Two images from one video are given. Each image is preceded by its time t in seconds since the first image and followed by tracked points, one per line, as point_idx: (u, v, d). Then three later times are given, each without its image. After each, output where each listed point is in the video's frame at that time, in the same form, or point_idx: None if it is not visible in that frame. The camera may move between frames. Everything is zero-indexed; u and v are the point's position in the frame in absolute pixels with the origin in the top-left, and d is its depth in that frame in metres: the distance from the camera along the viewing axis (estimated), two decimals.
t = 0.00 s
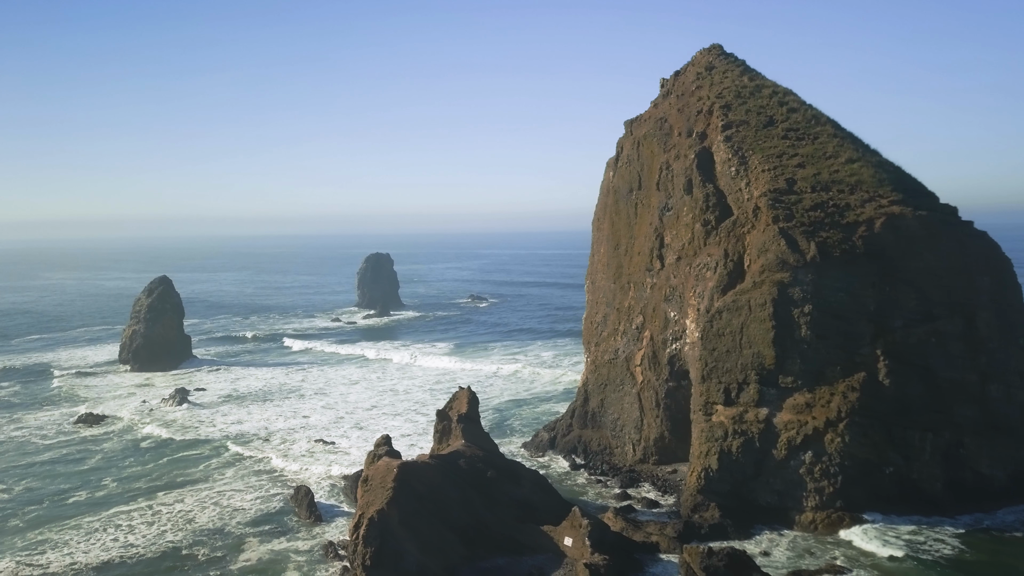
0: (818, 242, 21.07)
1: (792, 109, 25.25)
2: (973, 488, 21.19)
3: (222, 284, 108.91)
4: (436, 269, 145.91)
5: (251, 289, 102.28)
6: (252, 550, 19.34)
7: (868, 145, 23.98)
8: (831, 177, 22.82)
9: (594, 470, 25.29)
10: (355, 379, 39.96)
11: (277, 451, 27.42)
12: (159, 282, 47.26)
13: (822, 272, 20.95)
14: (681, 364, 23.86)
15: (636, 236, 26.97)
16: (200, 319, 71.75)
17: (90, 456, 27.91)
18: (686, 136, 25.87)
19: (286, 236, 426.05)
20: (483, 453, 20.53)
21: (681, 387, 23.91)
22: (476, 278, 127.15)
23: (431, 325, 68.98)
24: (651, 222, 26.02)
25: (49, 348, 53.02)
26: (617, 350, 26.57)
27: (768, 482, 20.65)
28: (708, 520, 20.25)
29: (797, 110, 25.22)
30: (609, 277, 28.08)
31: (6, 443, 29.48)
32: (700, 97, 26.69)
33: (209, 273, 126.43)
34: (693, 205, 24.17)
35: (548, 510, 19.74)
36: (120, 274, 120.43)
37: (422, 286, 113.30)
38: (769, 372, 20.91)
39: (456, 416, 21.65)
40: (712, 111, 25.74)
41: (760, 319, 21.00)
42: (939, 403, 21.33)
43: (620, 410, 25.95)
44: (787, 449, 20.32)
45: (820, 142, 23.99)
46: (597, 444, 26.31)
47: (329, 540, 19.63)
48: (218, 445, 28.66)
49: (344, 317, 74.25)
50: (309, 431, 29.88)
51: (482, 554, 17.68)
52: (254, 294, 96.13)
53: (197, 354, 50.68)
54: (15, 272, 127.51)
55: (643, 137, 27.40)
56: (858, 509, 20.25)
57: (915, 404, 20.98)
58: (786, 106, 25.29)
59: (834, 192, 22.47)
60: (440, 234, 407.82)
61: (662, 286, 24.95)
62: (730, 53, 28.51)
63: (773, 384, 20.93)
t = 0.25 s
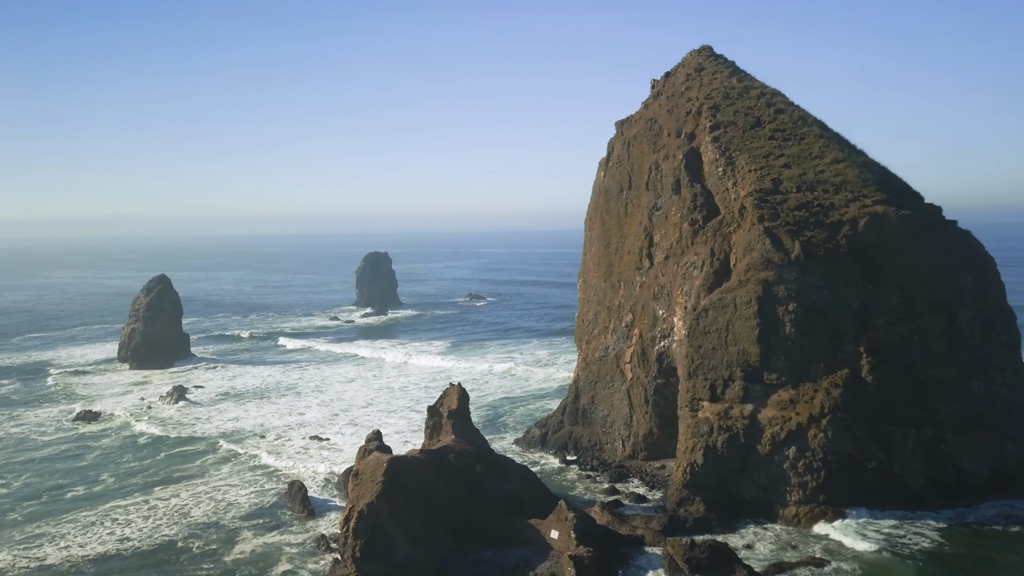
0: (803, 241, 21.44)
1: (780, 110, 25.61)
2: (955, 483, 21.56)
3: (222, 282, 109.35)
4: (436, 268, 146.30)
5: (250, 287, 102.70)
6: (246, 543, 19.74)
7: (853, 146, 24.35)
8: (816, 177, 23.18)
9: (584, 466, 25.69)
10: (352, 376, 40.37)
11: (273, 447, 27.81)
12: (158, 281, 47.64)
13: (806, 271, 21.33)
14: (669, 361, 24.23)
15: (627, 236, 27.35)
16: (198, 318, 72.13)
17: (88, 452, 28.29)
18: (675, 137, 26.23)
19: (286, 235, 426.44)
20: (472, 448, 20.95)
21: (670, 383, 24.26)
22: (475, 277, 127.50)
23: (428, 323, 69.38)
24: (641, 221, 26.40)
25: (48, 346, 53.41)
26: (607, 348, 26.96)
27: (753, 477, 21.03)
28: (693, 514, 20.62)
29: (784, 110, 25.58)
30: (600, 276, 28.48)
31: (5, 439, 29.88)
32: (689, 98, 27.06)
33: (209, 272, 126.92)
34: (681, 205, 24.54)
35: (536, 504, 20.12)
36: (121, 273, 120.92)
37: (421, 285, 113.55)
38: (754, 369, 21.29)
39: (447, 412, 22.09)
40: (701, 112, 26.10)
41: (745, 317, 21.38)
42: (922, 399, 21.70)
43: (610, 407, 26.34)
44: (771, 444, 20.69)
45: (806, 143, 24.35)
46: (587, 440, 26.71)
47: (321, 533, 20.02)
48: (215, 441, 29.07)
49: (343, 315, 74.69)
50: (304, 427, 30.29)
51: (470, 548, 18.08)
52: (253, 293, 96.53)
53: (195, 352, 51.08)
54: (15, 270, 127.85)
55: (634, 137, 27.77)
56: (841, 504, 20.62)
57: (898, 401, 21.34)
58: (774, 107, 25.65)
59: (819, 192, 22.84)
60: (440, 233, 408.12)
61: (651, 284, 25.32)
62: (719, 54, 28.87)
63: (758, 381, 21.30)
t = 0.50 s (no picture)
0: (788, 240, 21.79)
1: (767, 111, 25.95)
2: (938, 478, 21.93)
3: (222, 282, 109.77)
4: (436, 267, 146.71)
5: (250, 287, 103.14)
6: (240, 536, 20.13)
7: (839, 146, 24.70)
8: (802, 177, 23.54)
9: (574, 462, 26.07)
10: (348, 375, 40.76)
11: (268, 443, 28.21)
12: (157, 280, 48.03)
13: (790, 270, 21.69)
14: (657, 359, 24.59)
15: (617, 235, 27.72)
16: (198, 317, 72.57)
17: (87, 448, 28.69)
18: (664, 137, 26.59)
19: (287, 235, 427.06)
20: (462, 444, 21.33)
21: (658, 381, 24.63)
22: (475, 276, 127.84)
23: (426, 322, 69.77)
24: (631, 221, 26.77)
25: (49, 345, 53.84)
26: (598, 346, 27.34)
27: (738, 472, 21.40)
28: (679, 509, 20.97)
29: (771, 111, 25.93)
30: (592, 275, 28.86)
31: (5, 436, 30.29)
32: (679, 99, 27.42)
33: (209, 271, 127.40)
34: (669, 205, 24.90)
35: (524, 498, 20.51)
36: (122, 272, 121.40)
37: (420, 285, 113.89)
38: (739, 366, 21.64)
39: (438, 408, 22.49)
40: (690, 113, 26.45)
41: (731, 315, 21.73)
42: (905, 396, 22.05)
43: (600, 404, 26.73)
44: (756, 440, 21.06)
45: (793, 143, 24.70)
46: (578, 436, 27.08)
47: (313, 527, 20.40)
48: (212, 438, 29.46)
49: (342, 314, 75.14)
50: (300, 424, 30.67)
51: (459, 540, 18.44)
52: (253, 292, 96.94)
53: (194, 350, 51.50)
54: (16, 269, 128.33)
55: (624, 138, 28.14)
56: (824, 499, 20.99)
57: (881, 397, 21.70)
58: (762, 108, 26.00)
59: (804, 192, 23.19)
60: (441, 232, 408.52)
61: (641, 283, 25.69)
62: (709, 56, 29.23)
63: (743, 378, 21.65)
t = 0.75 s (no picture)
0: (773, 240, 22.13)
1: (756, 112, 26.29)
2: (921, 474, 22.28)
3: (221, 281, 110.15)
4: (435, 266, 147.08)
5: (250, 286, 103.51)
6: (233, 531, 20.49)
7: (826, 147, 25.04)
8: (788, 178, 23.88)
9: (564, 458, 26.42)
10: (344, 373, 41.13)
11: (263, 440, 28.56)
12: (155, 279, 48.41)
13: (776, 269, 22.04)
14: (646, 356, 24.93)
15: (608, 234, 28.08)
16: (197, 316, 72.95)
17: (84, 445, 29.06)
18: (653, 138, 26.94)
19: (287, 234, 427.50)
20: (452, 440, 21.70)
21: (647, 378, 24.97)
22: (473, 276, 128.20)
23: (424, 321, 70.16)
24: (621, 221, 27.12)
25: (48, 344, 54.22)
26: (589, 344, 27.70)
27: (724, 468, 21.75)
28: (664, 504, 21.31)
29: (760, 112, 26.26)
30: (583, 273, 29.21)
31: (4, 433, 30.65)
32: (669, 100, 27.76)
33: (209, 270, 127.85)
34: (658, 205, 25.24)
35: (513, 494, 20.87)
36: (122, 271, 121.78)
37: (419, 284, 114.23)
38: (726, 363, 21.98)
39: (428, 405, 22.88)
40: (679, 114, 26.80)
41: (717, 313, 22.07)
42: (889, 393, 22.39)
43: (591, 401, 27.08)
44: (741, 436, 21.41)
45: (780, 144, 25.05)
46: (569, 433, 27.43)
47: (306, 522, 20.75)
48: (207, 435, 29.82)
49: (340, 313, 75.53)
50: (295, 422, 31.02)
51: (449, 534, 18.80)
52: (252, 291, 97.30)
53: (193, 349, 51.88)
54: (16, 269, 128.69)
55: (615, 139, 28.49)
56: (809, 494, 21.33)
57: (865, 394, 22.04)
58: (750, 109, 26.33)
59: (791, 192, 23.54)
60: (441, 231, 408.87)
61: (630, 282, 26.03)
62: (699, 57, 29.56)
63: (729, 375, 21.98)
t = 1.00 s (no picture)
0: (760, 239, 22.44)
1: (744, 112, 26.59)
2: (906, 470, 22.58)
3: (221, 280, 110.43)
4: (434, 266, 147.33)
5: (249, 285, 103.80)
6: (227, 525, 20.84)
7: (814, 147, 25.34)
8: (775, 178, 24.20)
9: (555, 455, 26.74)
10: (341, 372, 41.45)
11: (258, 437, 28.90)
12: (153, 278, 48.77)
13: (762, 268, 22.36)
14: (635, 354, 25.25)
15: (599, 234, 28.40)
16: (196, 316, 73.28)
17: (81, 442, 29.39)
18: (643, 138, 27.26)
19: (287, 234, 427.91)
20: (442, 436, 22.04)
21: (637, 375, 25.29)
22: (472, 275, 128.48)
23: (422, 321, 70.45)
24: (612, 220, 27.44)
25: (47, 342, 54.55)
26: (580, 342, 28.01)
27: (710, 463, 22.08)
28: (651, 499, 21.64)
29: (748, 113, 26.56)
30: (575, 272, 29.54)
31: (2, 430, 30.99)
32: (659, 101, 28.07)
33: (209, 270, 128.05)
34: (648, 205, 25.55)
35: (502, 489, 21.22)
36: (122, 271, 122.05)
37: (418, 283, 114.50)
38: (712, 361, 22.30)
39: (420, 402, 23.24)
40: (669, 115, 27.11)
41: (704, 312, 22.39)
42: (874, 390, 22.70)
43: (582, 398, 27.40)
44: (728, 432, 21.73)
45: (768, 144, 25.35)
46: (560, 430, 27.76)
47: (298, 517, 21.09)
48: (203, 432, 30.16)
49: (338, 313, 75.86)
50: (290, 419, 31.35)
51: (438, 528, 19.15)
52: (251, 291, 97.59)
53: (191, 348, 52.22)
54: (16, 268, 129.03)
55: (606, 139, 28.82)
56: (794, 490, 21.64)
57: (850, 391, 22.35)
58: (739, 110, 26.63)
59: (777, 191, 23.85)
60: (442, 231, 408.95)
61: (620, 280, 26.35)
62: (690, 58, 29.87)
63: (716, 372, 22.31)
